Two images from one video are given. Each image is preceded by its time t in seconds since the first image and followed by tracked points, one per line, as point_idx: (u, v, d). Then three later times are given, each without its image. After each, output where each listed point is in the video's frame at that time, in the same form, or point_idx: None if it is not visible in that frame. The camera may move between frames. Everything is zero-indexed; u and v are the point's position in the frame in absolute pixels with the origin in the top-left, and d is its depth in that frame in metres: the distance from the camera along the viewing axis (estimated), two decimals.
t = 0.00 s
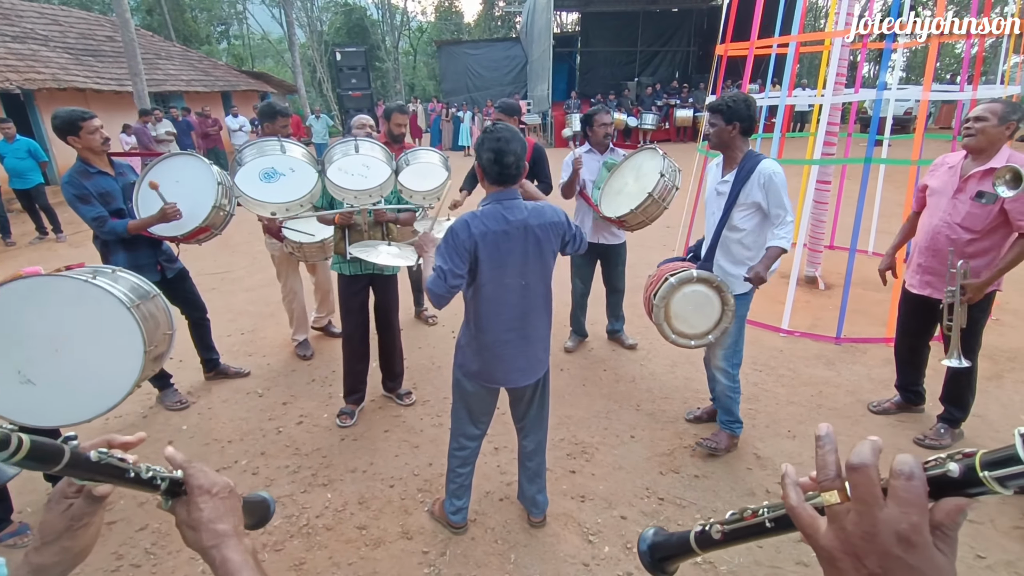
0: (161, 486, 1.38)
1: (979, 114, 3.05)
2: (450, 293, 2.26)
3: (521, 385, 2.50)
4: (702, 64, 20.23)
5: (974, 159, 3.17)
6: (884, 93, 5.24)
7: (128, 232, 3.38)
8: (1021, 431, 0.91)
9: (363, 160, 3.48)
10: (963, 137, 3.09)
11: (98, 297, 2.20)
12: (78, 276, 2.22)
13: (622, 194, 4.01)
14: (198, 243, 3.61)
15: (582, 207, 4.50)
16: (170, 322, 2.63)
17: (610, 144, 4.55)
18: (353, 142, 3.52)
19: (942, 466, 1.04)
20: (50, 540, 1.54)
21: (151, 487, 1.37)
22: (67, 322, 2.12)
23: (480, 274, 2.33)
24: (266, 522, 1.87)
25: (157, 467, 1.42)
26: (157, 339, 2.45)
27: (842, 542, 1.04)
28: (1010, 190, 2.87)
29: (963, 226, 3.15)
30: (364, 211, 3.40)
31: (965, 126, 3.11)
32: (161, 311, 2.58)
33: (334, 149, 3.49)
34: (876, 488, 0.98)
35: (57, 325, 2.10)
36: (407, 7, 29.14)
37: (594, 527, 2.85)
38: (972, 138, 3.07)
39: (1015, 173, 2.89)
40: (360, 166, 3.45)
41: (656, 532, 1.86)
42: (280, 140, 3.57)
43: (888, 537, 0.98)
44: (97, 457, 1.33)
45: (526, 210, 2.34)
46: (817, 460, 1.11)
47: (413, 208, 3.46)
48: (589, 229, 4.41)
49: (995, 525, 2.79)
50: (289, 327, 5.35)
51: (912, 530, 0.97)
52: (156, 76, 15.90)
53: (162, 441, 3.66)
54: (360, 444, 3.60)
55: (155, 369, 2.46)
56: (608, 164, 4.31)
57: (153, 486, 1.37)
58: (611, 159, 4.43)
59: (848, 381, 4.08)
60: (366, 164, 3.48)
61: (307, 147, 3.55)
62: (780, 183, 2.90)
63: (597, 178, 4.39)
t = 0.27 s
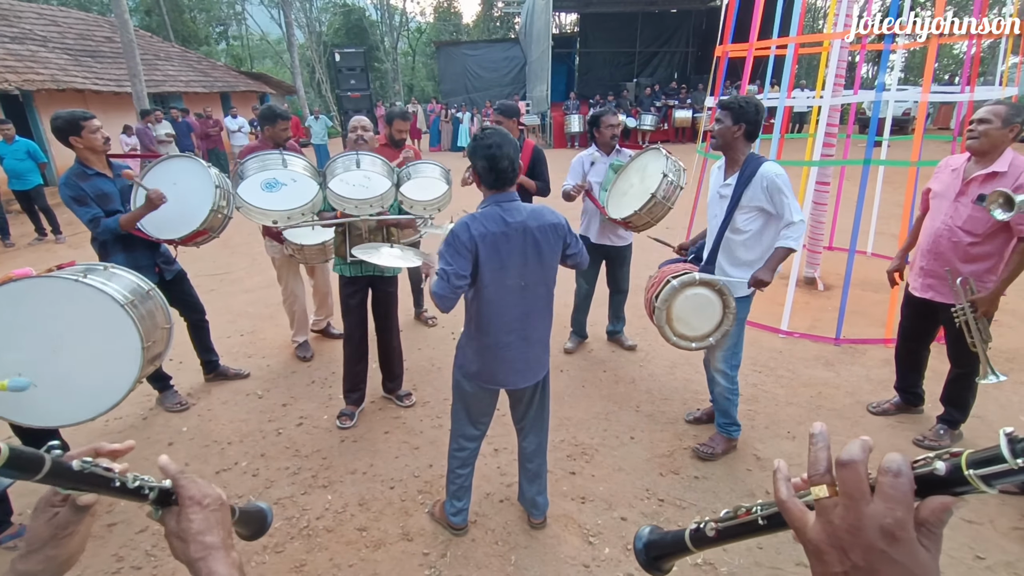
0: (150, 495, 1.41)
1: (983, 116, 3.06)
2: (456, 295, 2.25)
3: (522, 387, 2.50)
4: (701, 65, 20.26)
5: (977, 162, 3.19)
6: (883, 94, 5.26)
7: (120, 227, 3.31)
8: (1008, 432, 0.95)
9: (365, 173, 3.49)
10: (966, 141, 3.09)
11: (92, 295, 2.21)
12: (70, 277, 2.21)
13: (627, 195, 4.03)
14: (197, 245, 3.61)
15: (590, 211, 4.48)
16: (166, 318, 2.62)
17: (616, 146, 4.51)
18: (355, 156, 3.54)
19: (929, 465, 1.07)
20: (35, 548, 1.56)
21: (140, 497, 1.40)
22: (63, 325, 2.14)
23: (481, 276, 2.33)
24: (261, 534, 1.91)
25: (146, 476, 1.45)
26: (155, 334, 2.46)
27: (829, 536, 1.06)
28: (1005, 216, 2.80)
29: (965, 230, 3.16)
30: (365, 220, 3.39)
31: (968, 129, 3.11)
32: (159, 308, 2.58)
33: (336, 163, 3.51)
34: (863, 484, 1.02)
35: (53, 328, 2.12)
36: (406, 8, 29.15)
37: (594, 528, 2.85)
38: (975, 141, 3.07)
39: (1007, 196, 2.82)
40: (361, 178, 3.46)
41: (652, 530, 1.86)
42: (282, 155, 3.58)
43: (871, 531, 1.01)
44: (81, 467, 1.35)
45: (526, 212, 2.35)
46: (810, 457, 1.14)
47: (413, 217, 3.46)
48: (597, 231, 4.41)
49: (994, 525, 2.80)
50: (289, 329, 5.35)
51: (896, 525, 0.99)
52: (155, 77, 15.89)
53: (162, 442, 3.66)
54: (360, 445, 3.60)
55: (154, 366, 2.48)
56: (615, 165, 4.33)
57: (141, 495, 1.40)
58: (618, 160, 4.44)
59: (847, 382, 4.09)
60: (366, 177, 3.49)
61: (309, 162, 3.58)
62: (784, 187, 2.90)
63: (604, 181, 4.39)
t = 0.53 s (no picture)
0: (135, 504, 1.35)
1: (990, 118, 3.06)
2: (447, 298, 2.25)
3: (518, 389, 2.49)
4: (700, 65, 20.28)
5: (984, 165, 3.18)
6: (882, 95, 5.24)
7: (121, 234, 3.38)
8: (1002, 433, 0.93)
9: (366, 173, 3.49)
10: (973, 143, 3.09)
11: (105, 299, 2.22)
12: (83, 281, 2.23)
13: (630, 197, 4.01)
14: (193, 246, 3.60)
15: (593, 209, 4.48)
16: (176, 332, 2.59)
17: (623, 147, 4.53)
18: (356, 156, 3.53)
19: (927, 464, 1.06)
20: (16, 556, 1.53)
21: (124, 505, 1.34)
22: (67, 331, 2.14)
23: (477, 278, 2.32)
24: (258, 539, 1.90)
25: (134, 484, 1.39)
26: (163, 348, 2.43)
27: (825, 529, 1.07)
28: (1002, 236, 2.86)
29: (969, 234, 3.16)
30: (366, 220, 3.38)
31: (975, 131, 3.11)
32: (167, 316, 2.55)
33: (337, 163, 3.51)
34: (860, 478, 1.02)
35: (57, 333, 2.14)
36: (405, 9, 29.16)
37: (595, 530, 2.84)
38: (981, 144, 3.07)
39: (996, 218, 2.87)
40: (362, 178, 3.46)
41: (658, 522, 1.82)
42: (282, 156, 3.59)
43: (865, 526, 1.01)
44: (59, 475, 1.30)
45: (523, 214, 2.34)
46: (811, 453, 1.14)
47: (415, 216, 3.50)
48: (600, 232, 4.40)
49: (994, 527, 2.80)
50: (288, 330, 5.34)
51: (888, 521, 1.00)
52: (153, 78, 15.87)
53: (161, 444, 3.65)
54: (360, 447, 3.59)
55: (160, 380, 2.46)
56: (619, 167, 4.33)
57: (126, 503, 1.34)
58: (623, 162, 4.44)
59: (847, 383, 4.09)
60: (367, 177, 3.49)
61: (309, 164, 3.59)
62: (785, 185, 2.90)
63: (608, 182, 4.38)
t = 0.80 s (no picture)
0: (137, 508, 1.41)
1: (993, 121, 3.08)
2: (454, 300, 2.24)
3: (519, 392, 2.49)
4: (700, 66, 20.30)
5: (987, 169, 3.19)
6: (882, 96, 5.22)
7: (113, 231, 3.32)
8: (1002, 437, 0.93)
9: (364, 172, 3.49)
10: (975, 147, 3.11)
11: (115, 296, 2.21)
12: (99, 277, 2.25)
13: (633, 198, 4.01)
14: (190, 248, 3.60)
15: (593, 211, 4.48)
16: (192, 331, 2.60)
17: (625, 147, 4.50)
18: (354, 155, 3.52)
19: (930, 466, 1.06)
20: (13, 561, 1.50)
21: (126, 509, 1.39)
22: (78, 325, 2.16)
23: (478, 281, 2.32)
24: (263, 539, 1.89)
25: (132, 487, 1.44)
26: (177, 348, 2.44)
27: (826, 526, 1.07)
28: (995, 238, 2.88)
29: (971, 238, 3.17)
30: (365, 220, 3.37)
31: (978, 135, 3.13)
32: (183, 317, 2.55)
33: (336, 163, 3.49)
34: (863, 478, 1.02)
35: (69, 328, 2.16)
36: (404, 9, 29.16)
37: (595, 531, 2.84)
38: (984, 147, 3.09)
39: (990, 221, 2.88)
40: (361, 177, 3.45)
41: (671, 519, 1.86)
42: (282, 156, 3.58)
43: (864, 525, 1.01)
44: (59, 482, 1.31)
45: (525, 217, 2.34)
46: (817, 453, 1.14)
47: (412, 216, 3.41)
48: (602, 232, 4.40)
49: (994, 527, 2.80)
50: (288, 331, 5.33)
51: (887, 520, 1.00)
52: (152, 78, 15.85)
53: (161, 445, 3.65)
54: (360, 448, 3.59)
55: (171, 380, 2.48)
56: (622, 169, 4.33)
57: (128, 507, 1.39)
58: (625, 163, 4.44)
59: (846, 384, 4.09)
60: (367, 176, 3.48)
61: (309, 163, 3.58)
62: (779, 186, 2.89)
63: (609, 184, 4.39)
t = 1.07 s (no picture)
0: (140, 500, 1.38)
1: (987, 124, 3.10)
2: (444, 301, 2.26)
3: (517, 392, 2.50)
4: (699, 66, 20.30)
5: (985, 171, 3.20)
6: (881, 97, 5.22)
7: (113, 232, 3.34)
8: (996, 442, 0.94)
9: (365, 171, 3.48)
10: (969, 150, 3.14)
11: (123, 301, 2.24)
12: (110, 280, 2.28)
13: (627, 198, 4.03)
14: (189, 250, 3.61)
15: (591, 211, 4.50)
16: (202, 336, 2.62)
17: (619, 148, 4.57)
18: (354, 154, 3.53)
19: (927, 471, 1.06)
20: (20, 553, 1.53)
21: (130, 502, 1.37)
22: (88, 326, 2.19)
23: (475, 282, 2.33)
24: (265, 525, 1.88)
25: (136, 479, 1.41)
26: (185, 353, 2.45)
27: (822, 525, 1.08)
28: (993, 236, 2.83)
29: (970, 239, 3.19)
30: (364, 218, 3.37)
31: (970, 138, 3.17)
32: (194, 322, 2.57)
33: (336, 161, 3.48)
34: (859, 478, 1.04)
35: (79, 329, 2.19)
36: (404, 9, 29.16)
37: (595, 532, 2.85)
38: (978, 150, 3.12)
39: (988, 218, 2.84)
40: (361, 175, 3.44)
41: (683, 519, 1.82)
42: (281, 154, 3.60)
43: (855, 524, 1.03)
44: (63, 476, 1.29)
45: (522, 218, 2.35)
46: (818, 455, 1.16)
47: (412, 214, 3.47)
48: (597, 232, 4.42)
49: (992, 528, 2.81)
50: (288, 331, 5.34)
51: (881, 522, 1.01)
52: (152, 79, 15.86)
53: (161, 446, 3.66)
54: (360, 449, 3.60)
55: (178, 384, 2.49)
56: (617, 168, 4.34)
57: (131, 500, 1.37)
58: (618, 164, 4.46)
59: (845, 384, 4.10)
60: (366, 173, 3.47)
61: (309, 160, 3.58)
62: (779, 190, 2.90)
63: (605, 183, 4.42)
